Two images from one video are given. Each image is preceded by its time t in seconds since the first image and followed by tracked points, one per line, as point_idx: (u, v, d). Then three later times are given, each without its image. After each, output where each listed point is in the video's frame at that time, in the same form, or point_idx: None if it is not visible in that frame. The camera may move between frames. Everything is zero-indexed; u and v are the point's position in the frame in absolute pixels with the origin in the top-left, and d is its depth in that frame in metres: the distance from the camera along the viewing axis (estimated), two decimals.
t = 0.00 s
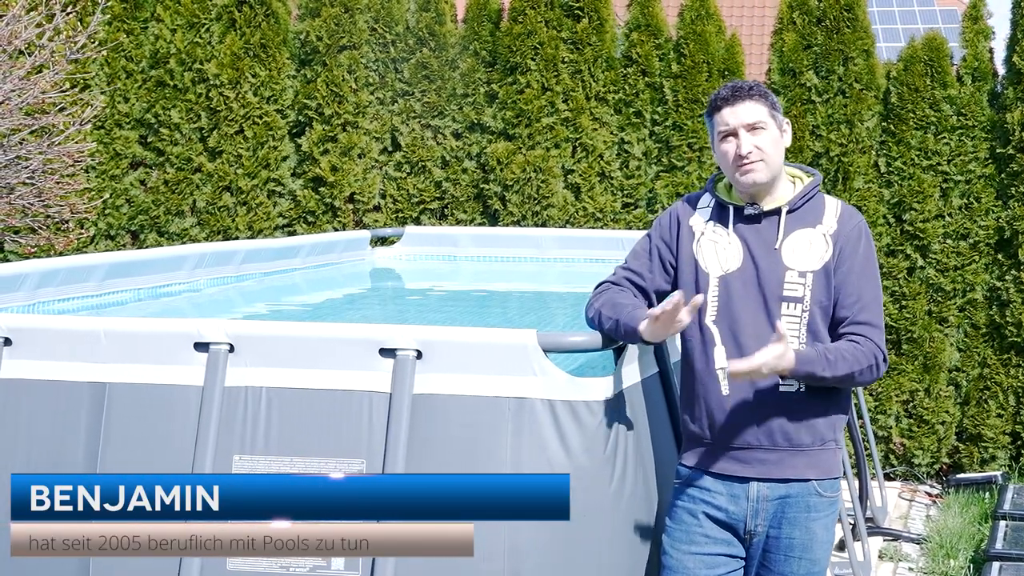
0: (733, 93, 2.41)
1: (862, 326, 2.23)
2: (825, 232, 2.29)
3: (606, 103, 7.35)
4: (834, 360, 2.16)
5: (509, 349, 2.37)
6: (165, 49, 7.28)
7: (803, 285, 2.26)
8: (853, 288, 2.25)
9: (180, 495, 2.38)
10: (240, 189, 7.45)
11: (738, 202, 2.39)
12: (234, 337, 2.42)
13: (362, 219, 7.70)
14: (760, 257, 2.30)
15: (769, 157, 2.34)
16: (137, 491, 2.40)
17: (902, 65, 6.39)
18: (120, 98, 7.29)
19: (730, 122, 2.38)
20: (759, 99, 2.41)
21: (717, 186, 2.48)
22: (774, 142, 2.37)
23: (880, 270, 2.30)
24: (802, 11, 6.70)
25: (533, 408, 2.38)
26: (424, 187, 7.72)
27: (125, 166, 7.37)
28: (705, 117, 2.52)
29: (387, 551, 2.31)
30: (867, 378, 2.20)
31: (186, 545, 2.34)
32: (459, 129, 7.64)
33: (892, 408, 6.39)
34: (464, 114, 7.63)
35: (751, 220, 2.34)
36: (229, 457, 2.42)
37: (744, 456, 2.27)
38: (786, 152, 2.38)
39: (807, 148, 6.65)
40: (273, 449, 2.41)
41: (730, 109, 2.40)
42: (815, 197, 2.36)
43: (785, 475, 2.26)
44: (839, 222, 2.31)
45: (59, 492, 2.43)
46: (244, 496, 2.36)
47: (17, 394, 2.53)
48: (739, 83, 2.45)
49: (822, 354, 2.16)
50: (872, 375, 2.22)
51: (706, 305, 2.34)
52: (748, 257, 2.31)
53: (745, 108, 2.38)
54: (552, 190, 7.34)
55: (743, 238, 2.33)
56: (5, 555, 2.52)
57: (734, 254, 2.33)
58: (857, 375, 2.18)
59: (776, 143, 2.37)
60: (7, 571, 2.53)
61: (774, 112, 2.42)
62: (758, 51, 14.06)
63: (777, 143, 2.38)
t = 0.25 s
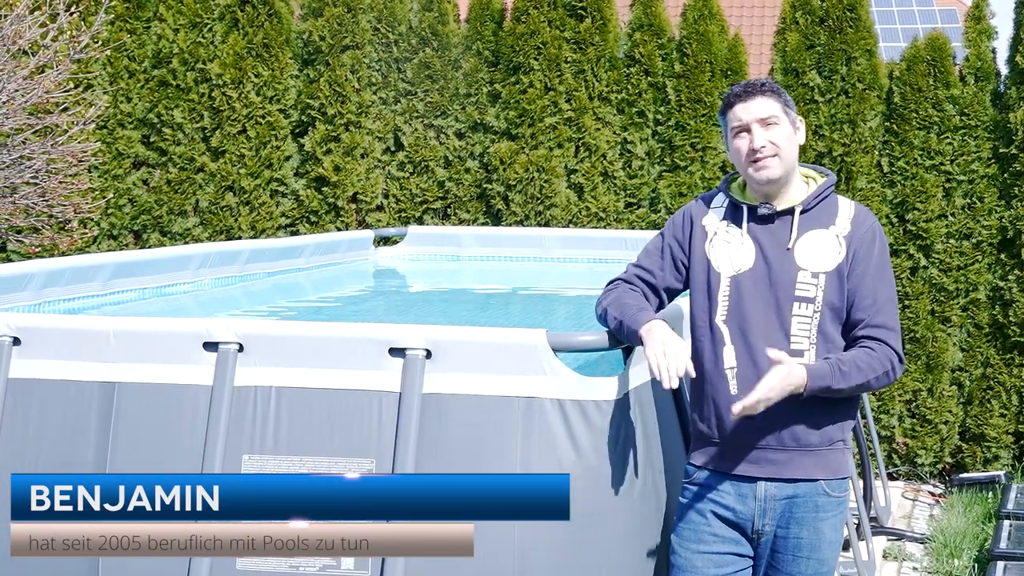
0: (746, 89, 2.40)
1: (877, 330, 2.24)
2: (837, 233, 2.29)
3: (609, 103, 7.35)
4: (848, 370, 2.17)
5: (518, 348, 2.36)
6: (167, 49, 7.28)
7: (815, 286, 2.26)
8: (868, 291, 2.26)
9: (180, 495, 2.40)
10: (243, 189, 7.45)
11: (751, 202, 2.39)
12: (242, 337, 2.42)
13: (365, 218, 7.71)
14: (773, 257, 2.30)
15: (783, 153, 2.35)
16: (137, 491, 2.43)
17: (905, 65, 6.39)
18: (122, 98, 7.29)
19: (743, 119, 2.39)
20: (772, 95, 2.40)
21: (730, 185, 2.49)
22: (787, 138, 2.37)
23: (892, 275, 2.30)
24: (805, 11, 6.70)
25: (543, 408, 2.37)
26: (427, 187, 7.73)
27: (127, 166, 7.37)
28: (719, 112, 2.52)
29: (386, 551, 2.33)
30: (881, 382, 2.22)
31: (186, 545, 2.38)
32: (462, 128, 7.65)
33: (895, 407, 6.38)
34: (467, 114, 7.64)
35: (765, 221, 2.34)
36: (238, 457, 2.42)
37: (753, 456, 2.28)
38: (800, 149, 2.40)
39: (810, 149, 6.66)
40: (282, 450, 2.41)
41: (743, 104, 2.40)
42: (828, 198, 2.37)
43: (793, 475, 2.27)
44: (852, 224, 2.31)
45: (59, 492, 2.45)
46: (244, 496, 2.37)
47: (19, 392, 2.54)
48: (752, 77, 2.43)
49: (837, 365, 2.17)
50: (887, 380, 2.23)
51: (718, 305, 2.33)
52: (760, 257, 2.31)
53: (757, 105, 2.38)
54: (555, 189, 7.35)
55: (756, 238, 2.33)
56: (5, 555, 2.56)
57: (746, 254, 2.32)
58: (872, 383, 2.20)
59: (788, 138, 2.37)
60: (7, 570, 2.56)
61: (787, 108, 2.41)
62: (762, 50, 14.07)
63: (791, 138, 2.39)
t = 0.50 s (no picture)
0: (782, 87, 2.41)
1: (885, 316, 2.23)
2: (857, 234, 2.30)
3: (612, 102, 7.36)
4: (842, 329, 2.17)
5: (530, 347, 2.36)
6: (171, 48, 7.29)
7: (831, 285, 2.28)
8: (877, 287, 2.26)
9: (180, 495, 2.40)
10: (247, 188, 7.46)
11: (774, 198, 2.41)
12: (254, 336, 2.43)
13: (369, 218, 7.71)
14: (790, 254, 2.33)
15: (813, 154, 2.33)
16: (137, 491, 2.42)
17: (908, 65, 6.39)
18: (126, 97, 7.30)
19: (776, 115, 2.37)
20: (807, 95, 2.39)
21: (753, 181, 2.51)
22: (818, 140, 2.36)
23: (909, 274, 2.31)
24: (809, 11, 6.71)
25: (556, 408, 2.38)
26: (430, 187, 7.73)
27: (131, 166, 7.38)
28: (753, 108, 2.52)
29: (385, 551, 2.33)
30: (880, 360, 2.18)
31: (187, 545, 2.37)
32: (466, 128, 7.66)
33: (899, 407, 6.36)
34: (470, 114, 7.64)
35: (785, 218, 2.36)
36: (249, 456, 2.43)
37: (764, 453, 2.29)
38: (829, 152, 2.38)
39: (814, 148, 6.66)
40: (294, 448, 2.41)
41: (778, 101, 2.39)
42: (850, 200, 2.37)
43: (804, 473, 2.28)
44: (872, 226, 2.31)
45: (59, 492, 2.45)
46: (244, 496, 2.37)
47: (30, 391, 2.55)
48: (789, 78, 2.44)
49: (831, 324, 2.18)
50: (888, 362, 2.19)
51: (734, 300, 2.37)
52: (778, 254, 2.34)
53: (792, 103, 2.37)
54: (559, 189, 7.35)
55: (774, 235, 2.35)
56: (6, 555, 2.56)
57: (764, 251, 2.36)
58: (867, 354, 2.17)
59: (819, 139, 2.36)
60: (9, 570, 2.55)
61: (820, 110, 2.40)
62: (765, 51, 14.06)
63: (821, 141, 2.37)
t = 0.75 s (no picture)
0: (814, 95, 2.37)
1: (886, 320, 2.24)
2: (868, 238, 2.30)
3: (616, 102, 7.36)
4: (843, 318, 2.20)
5: (542, 347, 2.37)
6: (175, 49, 7.29)
7: (839, 287, 2.31)
8: (883, 290, 2.27)
9: (180, 495, 2.40)
10: (251, 188, 7.47)
11: (787, 197, 2.42)
12: (265, 335, 2.44)
13: (373, 218, 7.71)
14: (800, 255, 2.36)
15: (836, 168, 2.34)
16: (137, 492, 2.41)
17: (912, 65, 6.39)
18: (130, 98, 7.31)
19: (805, 126, 2.36)
20: (837, 107, 2.37)
21: (769, 181, 2.53)
22: (843, 154, 2.36)
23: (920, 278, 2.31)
24: (813, 11, 6.69)
25: (568, 408, 2.38)
26: (435, 187, 7.74)
27: (135, 166, 7.39)
28: (777, 107, 2.49)
29: (385, 551, 2.32)
30: (875, 361, 2.20)
31: (187, 545, 2.36)
32: (469, 128, 7.66)
33: (903, 407, 6.37)
34: (475, 114, 7.65)
35: (798, 220, 2.39)
36: (261, 456, 2.44)
37: (771, 452, 2.31)
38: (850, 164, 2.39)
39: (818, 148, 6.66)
40: (306, 448, 2.42)
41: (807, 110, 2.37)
42: (865, 204, 2.37)
43: (811, 473, 2.29)
44: (885, 230, 2.31)
45: (59, 492, 2.43)
46: (244, 496, 2.37)
47: (43, 391, 2.57)
48: (820, 82, 2.40)
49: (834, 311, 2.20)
50: (883, 364, 2.20)
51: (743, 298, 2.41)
52: (788, 253, 2.37)
53: (822, 115, 2.35)
54: (563, 189, 7.35)
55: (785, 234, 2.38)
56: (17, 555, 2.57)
57: (775, 251, 2.39)
58: (863, 349, 2.19)
59: (844, 153, 2.36)
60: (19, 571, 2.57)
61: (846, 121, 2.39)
62: (770, 51, 14.06)
63: (845, 154, 2.38)
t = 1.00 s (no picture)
0: (827, 99, 2.37)
1: (888, 321, 2.25)
2: (877, 237, 2.31)
3: (620, 102, 7.37)
4: (836, 336, 2.21)
5: (554, 346, 2.37)
6: (179, 48, 7.29)
7: (846, 286, 2.30)
8: (890, 291, 2.27)
9: (180, 495, 2.40)
10: (254, 188, 7.47)
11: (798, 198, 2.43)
12: (276, 334, 2.44)
13: (377, 217, 7.72)
14: (808, 254, 2.36)
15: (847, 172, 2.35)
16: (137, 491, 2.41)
17: (916, 65, 6.39)
18: (134, 98, 7.32)
19: (817, 130, 2.36)
20: (849, 112, 2.38)
21: (780, 180, 2.54)
22: (854, 159, 2.37)
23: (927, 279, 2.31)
24: (816, 11, 6.68)
25: (578, 407, 2.39)
26: (438, 186, 7.76)
27: (138, 166, 7.39)
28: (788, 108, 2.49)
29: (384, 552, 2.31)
30: (877, 366, 2.20)
31: (187, 545, 2.35)
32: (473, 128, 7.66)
33: (906, 407, 6.37)
34: (478, 114, 7.65)
35: (807, 219, 2.40)
36: (271, 454, 2.44)
37: (778, 450, 2.32)
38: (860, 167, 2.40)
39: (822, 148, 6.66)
40: (316, 447, 2.43)
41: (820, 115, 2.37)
42: (874, 204, 2.38)
43: (817, 471, 2.30)
44: (893, 230, 2.32)
45: (59, 492, 2.43)
46: (244, 496, 2.36)
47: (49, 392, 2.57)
48: (834, 86, 2.40)
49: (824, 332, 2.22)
50: (887, 369, 2.20)
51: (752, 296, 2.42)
52: (797, 253, 2.38)
53: (835, 120, 2.36)
54: (566, 189, 7.36)
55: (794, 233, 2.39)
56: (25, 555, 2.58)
57: (784, 250, 2.40)
58: (863, 361, 2.20)
59: (855, 156, 2.37)
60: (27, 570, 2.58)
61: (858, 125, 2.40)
62: (773, 51, 14.07)
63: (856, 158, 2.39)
